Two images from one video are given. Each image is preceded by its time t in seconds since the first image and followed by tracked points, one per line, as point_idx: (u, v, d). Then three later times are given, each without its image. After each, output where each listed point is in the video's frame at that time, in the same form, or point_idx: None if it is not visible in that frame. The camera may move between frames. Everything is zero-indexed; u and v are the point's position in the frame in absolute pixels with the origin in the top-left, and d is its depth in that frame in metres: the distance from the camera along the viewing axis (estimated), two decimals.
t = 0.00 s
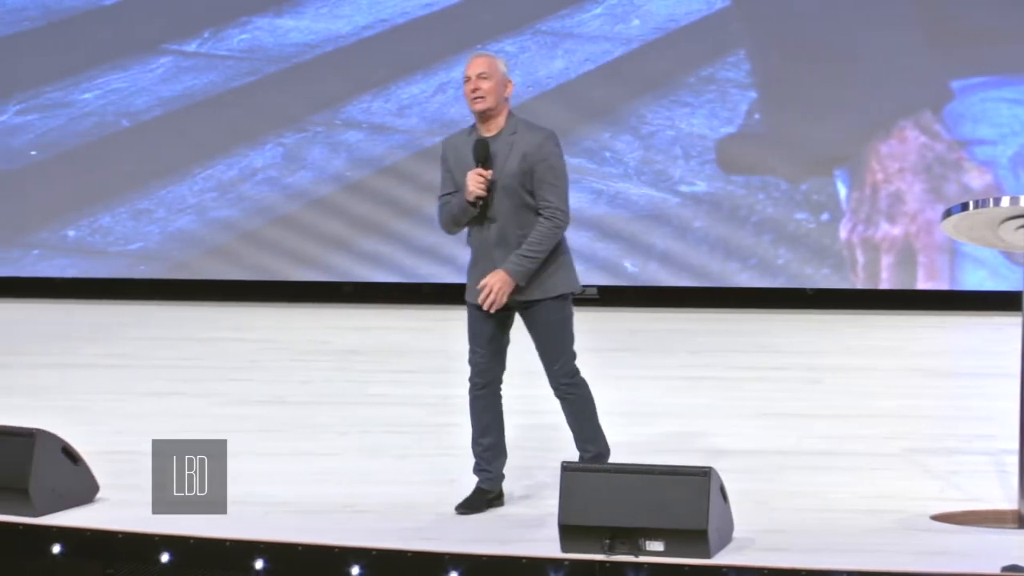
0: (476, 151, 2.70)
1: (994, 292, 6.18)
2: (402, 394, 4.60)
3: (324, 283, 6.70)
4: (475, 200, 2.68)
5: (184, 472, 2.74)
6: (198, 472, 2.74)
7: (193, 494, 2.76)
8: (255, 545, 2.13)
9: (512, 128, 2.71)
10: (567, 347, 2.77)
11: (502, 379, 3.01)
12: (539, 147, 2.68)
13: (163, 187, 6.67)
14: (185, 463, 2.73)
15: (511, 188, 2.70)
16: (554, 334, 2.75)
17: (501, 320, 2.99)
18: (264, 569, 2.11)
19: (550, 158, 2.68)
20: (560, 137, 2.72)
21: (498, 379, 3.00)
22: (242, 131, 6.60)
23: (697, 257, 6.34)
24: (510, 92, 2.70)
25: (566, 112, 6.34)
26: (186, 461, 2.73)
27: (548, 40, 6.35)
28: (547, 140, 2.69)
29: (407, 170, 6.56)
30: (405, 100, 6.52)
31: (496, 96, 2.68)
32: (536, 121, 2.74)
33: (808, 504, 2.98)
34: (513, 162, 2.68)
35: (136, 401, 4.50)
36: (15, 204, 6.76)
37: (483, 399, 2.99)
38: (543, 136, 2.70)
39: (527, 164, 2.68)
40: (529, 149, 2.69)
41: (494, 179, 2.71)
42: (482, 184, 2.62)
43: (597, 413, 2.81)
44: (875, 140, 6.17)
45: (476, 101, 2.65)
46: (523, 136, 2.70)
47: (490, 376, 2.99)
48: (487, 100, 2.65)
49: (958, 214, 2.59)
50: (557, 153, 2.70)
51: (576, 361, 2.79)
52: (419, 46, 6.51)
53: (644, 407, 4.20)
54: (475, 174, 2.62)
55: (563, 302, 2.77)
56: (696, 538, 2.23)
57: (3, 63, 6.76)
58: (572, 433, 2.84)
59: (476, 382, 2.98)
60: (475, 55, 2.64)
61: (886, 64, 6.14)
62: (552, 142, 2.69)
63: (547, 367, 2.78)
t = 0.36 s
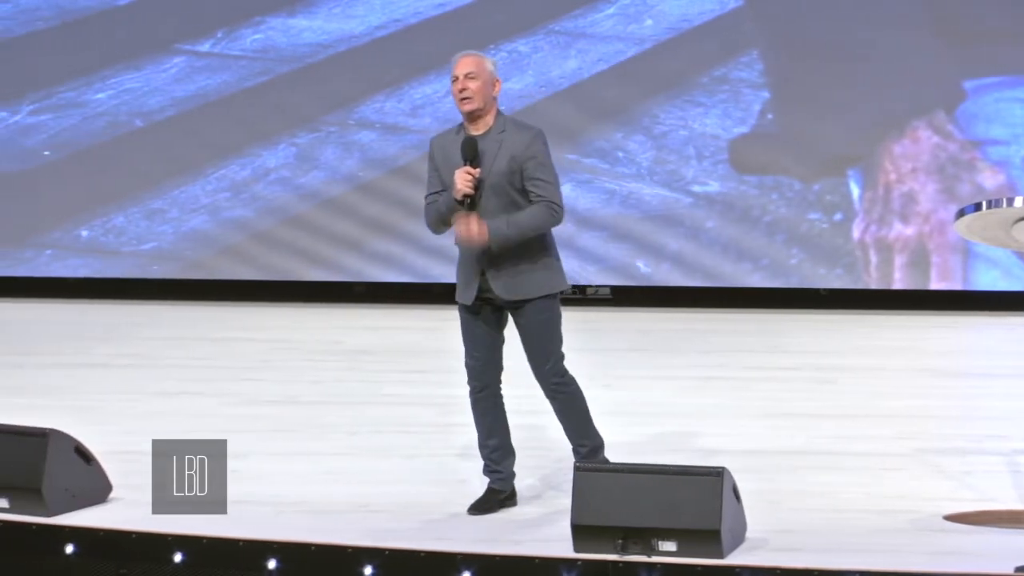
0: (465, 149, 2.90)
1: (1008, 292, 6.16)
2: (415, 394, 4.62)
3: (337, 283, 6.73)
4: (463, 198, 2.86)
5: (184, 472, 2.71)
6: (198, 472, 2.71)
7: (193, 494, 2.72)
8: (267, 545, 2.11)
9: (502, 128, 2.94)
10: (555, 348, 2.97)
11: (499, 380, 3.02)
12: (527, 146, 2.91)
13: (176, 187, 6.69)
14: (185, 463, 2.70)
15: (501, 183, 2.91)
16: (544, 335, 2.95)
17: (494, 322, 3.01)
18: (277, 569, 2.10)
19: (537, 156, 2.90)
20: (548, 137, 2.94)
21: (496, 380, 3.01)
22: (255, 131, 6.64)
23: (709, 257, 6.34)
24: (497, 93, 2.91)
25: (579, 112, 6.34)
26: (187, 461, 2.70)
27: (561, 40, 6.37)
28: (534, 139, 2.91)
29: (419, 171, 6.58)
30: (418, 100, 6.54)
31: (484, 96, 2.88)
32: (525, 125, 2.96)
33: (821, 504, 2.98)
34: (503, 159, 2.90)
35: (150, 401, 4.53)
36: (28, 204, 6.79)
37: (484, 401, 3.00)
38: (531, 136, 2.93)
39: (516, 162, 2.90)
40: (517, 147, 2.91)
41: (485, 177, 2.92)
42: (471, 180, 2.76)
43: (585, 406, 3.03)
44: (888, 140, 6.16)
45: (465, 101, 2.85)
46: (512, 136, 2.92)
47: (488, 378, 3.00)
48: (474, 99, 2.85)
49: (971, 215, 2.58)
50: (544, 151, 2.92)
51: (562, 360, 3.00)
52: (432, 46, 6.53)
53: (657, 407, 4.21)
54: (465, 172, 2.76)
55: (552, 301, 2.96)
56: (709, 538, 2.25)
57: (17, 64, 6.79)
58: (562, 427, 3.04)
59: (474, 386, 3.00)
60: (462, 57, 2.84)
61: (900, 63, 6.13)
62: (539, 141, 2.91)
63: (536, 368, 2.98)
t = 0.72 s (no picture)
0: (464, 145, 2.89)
1: (1011, 292, 6.16)
2: (418, 394, 4.62)
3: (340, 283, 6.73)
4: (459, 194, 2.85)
5: (185, 472, 2.71)
6: (198, 473, 2.71)
7: (193, 494, 2.72)
8: (269, 545, 2.11)
9: (500, 128, 2.96)
10: (549, 348, 2.97)
11: (497, 379, 3.03)
12: (524, 148, 2.94)
13: (179, 187, 6.70)
14: (186, 463, 2.71)
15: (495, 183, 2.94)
16: (539, 335, 2.96)
17: (489, 322, 3.02)
18: (279, 569, 2.10)
19: (533, 158, 2.93)
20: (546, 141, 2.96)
21: (494, 380, 3.02)
22: (259, 131, 6.64)
23: (712, 258, 6.33)
24: (499, 93, 2.94)
25: (582, 113, 6.34)
26: (187, 462, 2.71)
27: (564, 40, 6.37)
28: (531, 142, 2.94)
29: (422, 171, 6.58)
30: (421, 100, 6.54)
31: (486, 95, 2.90)
32: (523, 127, 2.99)
33: (824, 505, 2.99)
34: (499, 160, 2.94)
35: (153, 401, 4.53)
36: (30, 204, 6.80)
37: (483, 402, 3.01)
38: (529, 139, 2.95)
39: (511, 163, 2.94)
40: (514, 149, 2.94)
41: (480, 175, 2.95)
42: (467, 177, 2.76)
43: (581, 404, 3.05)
44: (892, 140, 6.16)
45: (466, 99, 2.88)
46: (509, 137, 2.95)
47: (486, 378, 3.01)
48: (476, 97, 2.88)
49: (974, 215, 2.58)
50: (541, 154, 2.94)
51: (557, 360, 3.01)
52: (436, 46, 6.53)
53: (661, 407, 4.21)
54: (461, 168, 2.75)
55: (545, 303, 2.97)
56: (712, 539, 2.24)
57: (20, 64, 6.80)
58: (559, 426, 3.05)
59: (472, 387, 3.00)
60: (467, 55, 2.87)
61: (903, 63, 6.12)
62: (536, 144, 2.94)
63: (530, 369, 2.99)
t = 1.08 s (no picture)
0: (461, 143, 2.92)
1: (1011, 292, 6.16)
2: (418, 394, 4.62)
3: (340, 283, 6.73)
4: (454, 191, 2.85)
5: (184, 472, 2.71)
6: (198, 473, 2.72)
7: (193, 494, 2.72)
8: (269, 545, 2.11)
9: (502, 129, 2.97)
10: (542, 352, 2.96)
11: (494, 381, 3.03)
12: (525, 149, 2.94)
13: (178, 187, 6.70)
14: (186, 463, 2.71)
15: (496, 183, 2.94)
16: (534, 338, 2.96)
17: (484, 324, 3.01)
18: (280, 569, 2.10)
19: (534, 159, 2.93)
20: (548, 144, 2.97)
21: (490, 382, 3.02)
22: (259, 131, 6.64)
23: (712, 258, 6.33)
24: (499, 93, 2.93)
25: (582, 114, 6.34)
26: (187, 462, 2.71)
27: (564, 40, 6.37)
28: (533, 144, 2.94)
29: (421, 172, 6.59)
30: (421, 100, 6.54)
31: (484, 95, 2.91)
32: (525, 129, 2.99)
33: (824, 505, 2.98)
34: (500, 160, 2.94)
35: (152, 401, 4.53)
36: (30, 204, 6.80)
37: (481, 404, 3.01)
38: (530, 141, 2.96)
39: (512, 164, 2.94)
40: (515, 150, 2.94)
41: (479, 174, 2.95)
42: (462, 174, 2.76)
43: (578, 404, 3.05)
44: (891, 140, 6.16)
45: (461, 98, 2.89)
46: (511, 138, 2.95)
47: (482, 381, 3.01)
48: (472, 97, 2.89)
49: (974, 215, 2.58)
50: (542, 156, 2.94)
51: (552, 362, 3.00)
52: (435, 46, 6.53)
53: (660, 407, 4.21)
54: (456, 166, 2.77)
55: (539, 306, 2.97)
56: (712, 539, 2.24)
57: (20, 64, 6.80)
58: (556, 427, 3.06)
59: (469, 390, 3.00)
60: (468, 55, 2.89)
61: (903, 63, 6.12)
62: (537, 146, 2.94)
63: (524, 372, 2.98)
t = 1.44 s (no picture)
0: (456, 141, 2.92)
1: (1011, 292, 6.16)
2: (418, 394, 4.63)
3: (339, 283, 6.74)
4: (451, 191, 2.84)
5: (184, 472, 2.71)
6: (199, 473, 2.72)
7: (193, 494, 2.72)
8: (269, 545, 2.11)
9: (501, 128, 2.97)
10: (540, 352, 2.97)
11: (492, 381, 3.03)
12: (524, 148, 2.94)
13: (178, 187, 6.70)
14: (185, 463, 2.71)
15: (494, 181, 2.94)
16: (531, 338, 2.96)
17: (482, 325, 3.01)
18: (279, 568, 2.10)
19: (533, 157, 2.93)
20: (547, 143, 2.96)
21: (489, 383, 3.02)
22: (258, 131, 6.64)
23: (711, 257, 6.34)
24: (497, 92, 2.93)
25: (582, 115, 6.34)
26: (187, 461, 2.71)
27: (563, 40, 6.37)
28: (531, 143, 2.94)
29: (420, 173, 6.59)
30: (420, 100, 6.54)
31: (482, 95, 2.91)
32: (524, 129, 2.99)
33: (824, 504, 2.99)
34: (498, 159, 2.94)
35: (153, 401, 4.54)
36: (30, 204, 6.79)
37: (479, 405, 3.01)
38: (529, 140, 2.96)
39: (511, 163, 2.94)
40: (514, 150, 2.94)
41: (477, 173, 2.95)
42: (457, 175, 2.74)
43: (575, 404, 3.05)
44: (891, 140, 6.17)
45: (457, 97, 2.90)
46: (510, 137, 2.96)
47: (480, 382, 3.00)
48: (468, 96, 2.89)
49: (974, 215, 2.58)
50: (541, 154, 2.94)
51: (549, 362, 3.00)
52: (434, 46, 6.53)
53: (660, 407, 4.21)
54: (450, 166, 2.74)
55: (536, 306, 2.97)
56: (711, 539, 2.25)
57: (19, 64, 6.80)
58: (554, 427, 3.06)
59: (467, 391, 3.00)
60: (467, 55, 2.89)
61: (903, 63, 6.13)
62: (536, 145, 2.94)
63: (521, 373, 2.98)
